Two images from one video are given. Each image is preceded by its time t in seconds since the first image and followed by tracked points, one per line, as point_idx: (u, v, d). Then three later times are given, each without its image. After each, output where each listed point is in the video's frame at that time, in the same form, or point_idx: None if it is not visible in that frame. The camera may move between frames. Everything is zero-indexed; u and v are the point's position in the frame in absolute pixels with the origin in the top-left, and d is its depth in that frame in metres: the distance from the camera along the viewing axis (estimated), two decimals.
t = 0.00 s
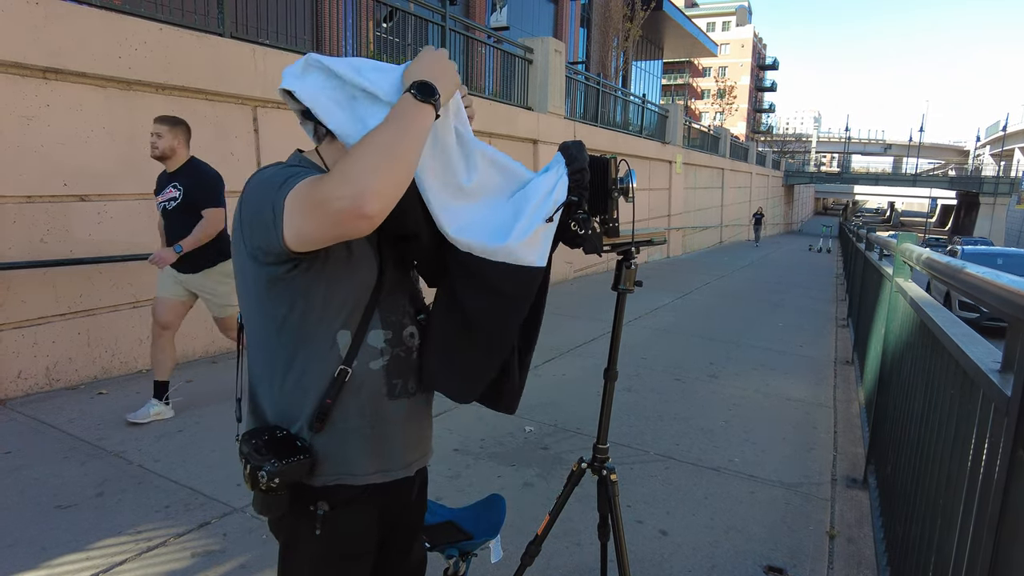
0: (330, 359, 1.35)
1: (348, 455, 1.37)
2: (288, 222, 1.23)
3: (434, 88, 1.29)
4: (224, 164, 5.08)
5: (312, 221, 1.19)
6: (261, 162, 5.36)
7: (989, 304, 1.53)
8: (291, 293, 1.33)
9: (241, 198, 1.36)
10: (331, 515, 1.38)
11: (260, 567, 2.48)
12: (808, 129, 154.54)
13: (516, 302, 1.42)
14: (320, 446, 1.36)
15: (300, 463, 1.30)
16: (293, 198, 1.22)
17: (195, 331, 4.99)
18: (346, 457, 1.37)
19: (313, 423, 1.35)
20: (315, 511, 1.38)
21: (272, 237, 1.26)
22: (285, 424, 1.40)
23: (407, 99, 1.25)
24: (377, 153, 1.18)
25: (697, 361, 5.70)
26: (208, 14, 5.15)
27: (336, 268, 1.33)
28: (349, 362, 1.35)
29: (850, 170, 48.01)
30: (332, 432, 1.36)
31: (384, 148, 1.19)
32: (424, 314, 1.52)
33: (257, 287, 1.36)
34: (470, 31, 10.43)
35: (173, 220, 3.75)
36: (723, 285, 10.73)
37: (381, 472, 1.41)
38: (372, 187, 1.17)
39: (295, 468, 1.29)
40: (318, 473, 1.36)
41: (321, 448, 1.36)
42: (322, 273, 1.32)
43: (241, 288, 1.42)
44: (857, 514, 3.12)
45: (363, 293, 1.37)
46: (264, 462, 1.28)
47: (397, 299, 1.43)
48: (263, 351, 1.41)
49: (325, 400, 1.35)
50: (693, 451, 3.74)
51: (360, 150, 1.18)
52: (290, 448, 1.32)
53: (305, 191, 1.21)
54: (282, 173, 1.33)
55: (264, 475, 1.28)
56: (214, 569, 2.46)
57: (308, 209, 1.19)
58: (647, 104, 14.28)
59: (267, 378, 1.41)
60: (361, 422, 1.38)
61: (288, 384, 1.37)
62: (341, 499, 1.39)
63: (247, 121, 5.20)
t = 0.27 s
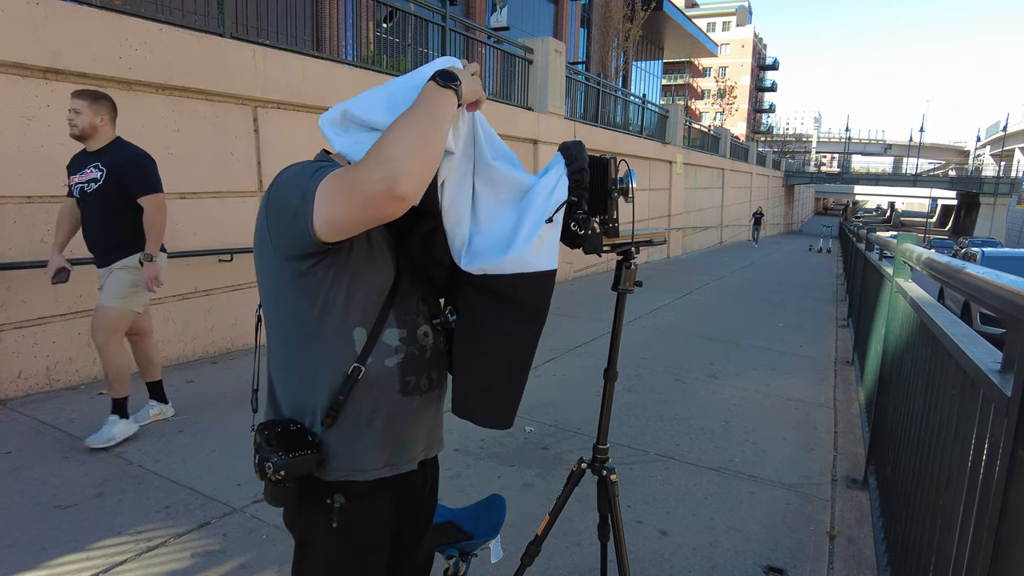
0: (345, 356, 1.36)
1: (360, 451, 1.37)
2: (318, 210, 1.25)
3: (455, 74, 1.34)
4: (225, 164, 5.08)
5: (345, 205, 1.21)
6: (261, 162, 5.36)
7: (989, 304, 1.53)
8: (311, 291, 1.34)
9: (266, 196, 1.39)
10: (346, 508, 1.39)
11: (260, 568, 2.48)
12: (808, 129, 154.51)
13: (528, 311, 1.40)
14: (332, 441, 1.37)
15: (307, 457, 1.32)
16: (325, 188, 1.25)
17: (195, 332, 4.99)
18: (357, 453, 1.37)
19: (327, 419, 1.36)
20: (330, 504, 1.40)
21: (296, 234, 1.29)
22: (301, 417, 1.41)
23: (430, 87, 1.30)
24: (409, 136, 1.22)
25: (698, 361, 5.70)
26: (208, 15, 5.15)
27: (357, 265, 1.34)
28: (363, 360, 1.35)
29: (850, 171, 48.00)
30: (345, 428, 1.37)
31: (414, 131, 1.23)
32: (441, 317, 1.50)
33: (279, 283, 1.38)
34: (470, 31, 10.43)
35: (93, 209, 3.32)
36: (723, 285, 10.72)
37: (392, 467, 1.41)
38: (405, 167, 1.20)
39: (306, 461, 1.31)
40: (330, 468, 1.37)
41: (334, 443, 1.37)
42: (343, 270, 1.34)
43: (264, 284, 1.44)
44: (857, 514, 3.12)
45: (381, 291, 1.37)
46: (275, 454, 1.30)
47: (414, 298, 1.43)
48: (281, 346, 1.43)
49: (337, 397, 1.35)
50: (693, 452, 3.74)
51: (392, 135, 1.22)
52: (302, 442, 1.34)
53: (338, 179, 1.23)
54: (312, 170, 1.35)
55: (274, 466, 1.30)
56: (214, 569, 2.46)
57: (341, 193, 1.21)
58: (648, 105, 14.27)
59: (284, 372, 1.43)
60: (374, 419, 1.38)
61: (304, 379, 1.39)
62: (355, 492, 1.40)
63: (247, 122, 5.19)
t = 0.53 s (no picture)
0: (362, 356, 1.38)
1: (376, 447, 1.39)
2: (340, 217, 1.26)
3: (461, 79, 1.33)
4: (225, 164, 5.08)
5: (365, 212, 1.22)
6: (261, 163, 5.36)
7: (990, 304, 1.53)
8: (334, 292, 1.35)
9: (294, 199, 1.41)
10: (373, 494, 1.41)
11: (260, 568, 2.48)
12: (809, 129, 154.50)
13: (533, 311, 1.39)
14: (348, 436, 1.39)
15: (326, 450, 1.35)
16: (346, 195, 1.26)
17: (195, 332, 4.99)
18: (372, 449, 1.39)
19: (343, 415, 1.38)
20: (356, 493, 1.42)
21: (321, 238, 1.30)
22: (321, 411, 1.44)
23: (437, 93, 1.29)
24: (420, 145, 1.23)
25: (698, 361, 5.70)
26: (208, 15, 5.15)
27: (377, 267, 1.35)
28: (380, 360, 1.37)
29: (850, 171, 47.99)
30: (358, 426, 1.39)
31: (428, 139, 1.23)
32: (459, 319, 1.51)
33: (301, 282, 1.40)
34: (470, 32, 10.43)
35: None
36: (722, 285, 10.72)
37: (409, 462, 1.42)
38: (417, 176, 1.21)
39: (321, 454, 1.34)
40: (346, 461, 1.40)
41: (347, 440, 1.39)
42: (364, 272, 1.35)
43: (288, 282, 1.46)
44: (857, 515, 3.12)
45: (399, 291, 1.38)
46: (293, 446, 1.34)
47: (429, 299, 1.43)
48: (301, 343, 1.44)
49: (355, 395, 1.37)
50: (693, 452, 3.73)
51: (403, 144, 1.22)
52: (320, 435, 1.38)
53: (358, 186, 1.24)
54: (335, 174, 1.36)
55: (292, 458, 1.34)
56: (214, 569, 2.46)
57: (361, 201, 1.22)
58: (648, 105, 14.27)
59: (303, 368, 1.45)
60: (388, 416, 1.40)
61: (322, 376, 1.41)
62: (378, 479, 1.41)
63: (247, 122, 5.19)
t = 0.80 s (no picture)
0: (374, 353, 1.37)
1: (383, 447, 1.39)
2: (361, 220, 1.28)
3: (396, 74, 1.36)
4: (225, 165, 5.08)
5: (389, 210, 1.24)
6: (261, 163, 5.36)
7: (990, 305, 1.53)
8: (349, 290, 1.36)
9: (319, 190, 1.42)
10: (385, 490, 1.41)
11: (259, 568, 2.48)
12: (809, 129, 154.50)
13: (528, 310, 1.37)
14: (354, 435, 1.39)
15: (329, 449, 1.35)
16: (363, 198, 1.27)
17: (195, 332, 4.99)
18: (378, 446, 1.40)
19: (352, 414, 1.38)
20: (368, 489, 1.41)
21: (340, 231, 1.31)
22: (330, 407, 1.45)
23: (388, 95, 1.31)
24: (421, 139, 1.25)
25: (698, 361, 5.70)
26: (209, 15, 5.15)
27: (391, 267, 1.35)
28: (389, 361, 1.36)
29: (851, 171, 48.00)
30: (366, 423, 1.39)
31: (428, 137, 1.25)
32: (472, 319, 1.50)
33: (320, 274, 1.40)
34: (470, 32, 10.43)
35: None
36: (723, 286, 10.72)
37: (417, 461, 1.42)
38: (429, 165, 1.23)
39: (325, 452, 1.35)
40: (352, 458, 1.41)
41: (353, 436, 1.40)
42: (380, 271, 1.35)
43: (306, 275, 1.46)
44: (857, 515, 3.12)
45: (413, 290, 1.38)
46: (297, 442, 1.35)
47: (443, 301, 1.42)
48: (316, 335, 1.45)
49: (362, 394, 1.37)
50: (693, 452, 3.73)
51: (404, 139, 1.24)
52: (326, 431, 1.39)
53: (372, 188, 1.26)
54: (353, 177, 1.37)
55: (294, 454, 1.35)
56: (214, 569, 2.46)
57: (381, 199, 1.24)
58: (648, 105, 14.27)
59: (316, 359, 1.46)
60: (398, 415, 1.40)
61: (334, 369, 1.41)
62: (390, 475, 1.41)
63: (247, 122, 5.19)
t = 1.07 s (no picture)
0: (377, 365, 1.34)
1: (387, 456, 1.38)
2: (340, 281, 1.21)
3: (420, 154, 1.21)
4: (225, 165, 5.08)
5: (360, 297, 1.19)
6: (261, 163, 5.36)
7: (990, 305, 1.53)
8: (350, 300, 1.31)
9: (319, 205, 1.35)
10: (393, 498, 1.40)
11: (259, 569, 2.48)
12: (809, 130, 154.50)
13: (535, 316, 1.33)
14: (359, 446, 1.37)
15: (332, 461, 1.34)
16: (347, 264, 1.19)
17: (195, 332, 4.99)
18: (385, 456, 1.38)
19: (355, 424, 1.36)
20: (376, 497, 1.40)
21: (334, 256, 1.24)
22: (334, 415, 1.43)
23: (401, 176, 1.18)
24: (415, 250, 1.15)
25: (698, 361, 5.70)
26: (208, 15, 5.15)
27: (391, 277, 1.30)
28: (392, 372, 1.33)
29: (851, 171, 48.00)
30: (371, 433, 1.37)
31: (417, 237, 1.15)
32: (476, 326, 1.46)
33: (321, 285, 1.36)
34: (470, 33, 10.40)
35: None
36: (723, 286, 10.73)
37: (423, 468, 1.41)
38: (408, 285, 1.16)
39: (329, 463, 1.34)
40: (358, 467, 1.39)
41: (358, 447, 1.38)
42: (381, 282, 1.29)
43: (306, 281, 1.41)
44: (857, 515, 3.12)
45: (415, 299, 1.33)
46: (303, 454, 1.34)
47: (450, 313, 1.36)
48: (319, 345, 1.41)
49: (366, 405, 1.35)
50: (693, 453, 3.73)
51: (396, 246, 1.14)
52: (329, 443, 1.37)
53: (355, 264, 1.17)
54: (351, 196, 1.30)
55: (300, 465, 1.34)
56: (214, 569, 2.46)
57: (355, 282, 1.17)
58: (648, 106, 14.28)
59: (320, 370, 1.43)
60: (403, 425, 1.38)
61: (338, 380, 1.38)
62: (397, 483, 1.40)
63: (247, 123, 5.19)
